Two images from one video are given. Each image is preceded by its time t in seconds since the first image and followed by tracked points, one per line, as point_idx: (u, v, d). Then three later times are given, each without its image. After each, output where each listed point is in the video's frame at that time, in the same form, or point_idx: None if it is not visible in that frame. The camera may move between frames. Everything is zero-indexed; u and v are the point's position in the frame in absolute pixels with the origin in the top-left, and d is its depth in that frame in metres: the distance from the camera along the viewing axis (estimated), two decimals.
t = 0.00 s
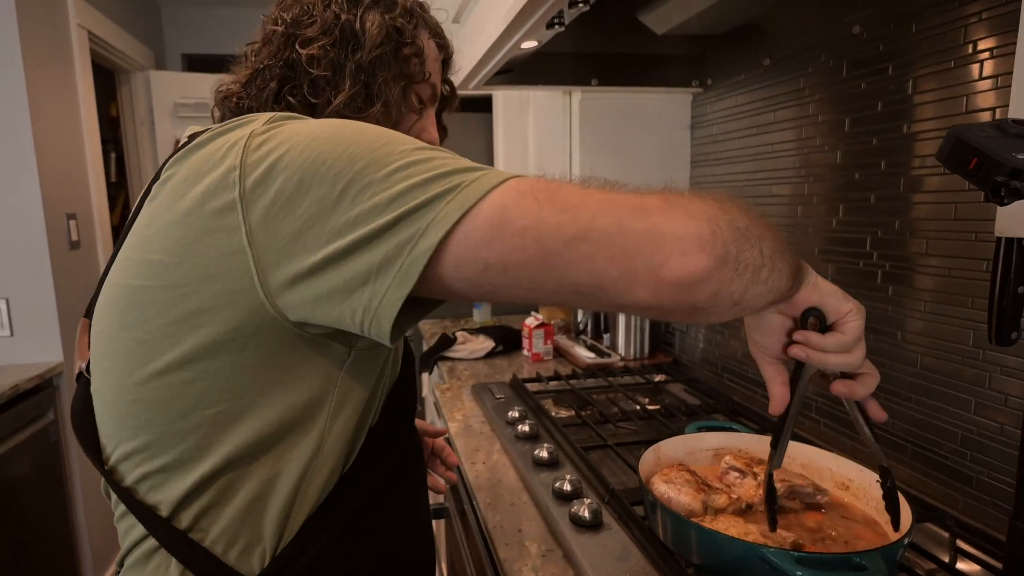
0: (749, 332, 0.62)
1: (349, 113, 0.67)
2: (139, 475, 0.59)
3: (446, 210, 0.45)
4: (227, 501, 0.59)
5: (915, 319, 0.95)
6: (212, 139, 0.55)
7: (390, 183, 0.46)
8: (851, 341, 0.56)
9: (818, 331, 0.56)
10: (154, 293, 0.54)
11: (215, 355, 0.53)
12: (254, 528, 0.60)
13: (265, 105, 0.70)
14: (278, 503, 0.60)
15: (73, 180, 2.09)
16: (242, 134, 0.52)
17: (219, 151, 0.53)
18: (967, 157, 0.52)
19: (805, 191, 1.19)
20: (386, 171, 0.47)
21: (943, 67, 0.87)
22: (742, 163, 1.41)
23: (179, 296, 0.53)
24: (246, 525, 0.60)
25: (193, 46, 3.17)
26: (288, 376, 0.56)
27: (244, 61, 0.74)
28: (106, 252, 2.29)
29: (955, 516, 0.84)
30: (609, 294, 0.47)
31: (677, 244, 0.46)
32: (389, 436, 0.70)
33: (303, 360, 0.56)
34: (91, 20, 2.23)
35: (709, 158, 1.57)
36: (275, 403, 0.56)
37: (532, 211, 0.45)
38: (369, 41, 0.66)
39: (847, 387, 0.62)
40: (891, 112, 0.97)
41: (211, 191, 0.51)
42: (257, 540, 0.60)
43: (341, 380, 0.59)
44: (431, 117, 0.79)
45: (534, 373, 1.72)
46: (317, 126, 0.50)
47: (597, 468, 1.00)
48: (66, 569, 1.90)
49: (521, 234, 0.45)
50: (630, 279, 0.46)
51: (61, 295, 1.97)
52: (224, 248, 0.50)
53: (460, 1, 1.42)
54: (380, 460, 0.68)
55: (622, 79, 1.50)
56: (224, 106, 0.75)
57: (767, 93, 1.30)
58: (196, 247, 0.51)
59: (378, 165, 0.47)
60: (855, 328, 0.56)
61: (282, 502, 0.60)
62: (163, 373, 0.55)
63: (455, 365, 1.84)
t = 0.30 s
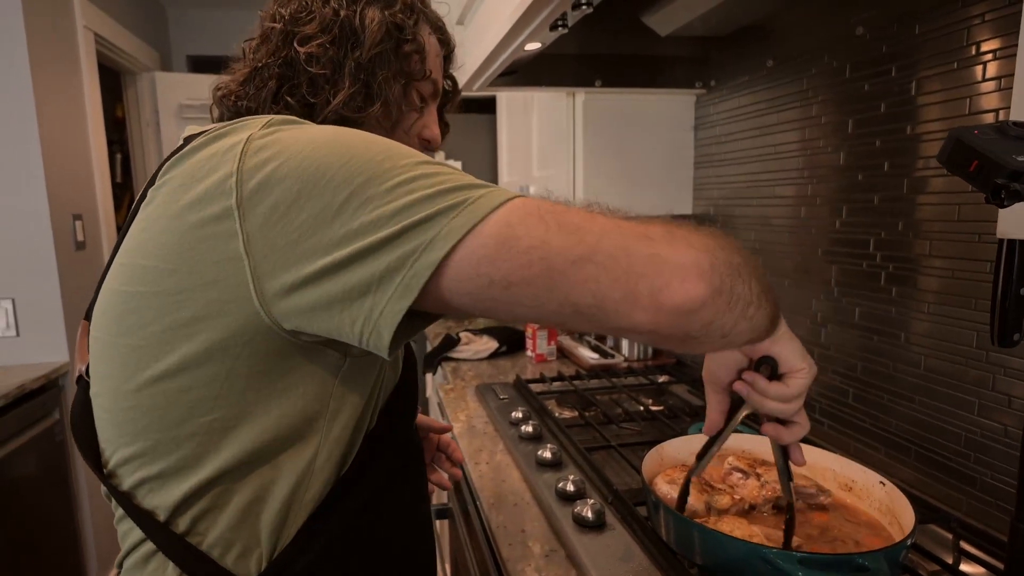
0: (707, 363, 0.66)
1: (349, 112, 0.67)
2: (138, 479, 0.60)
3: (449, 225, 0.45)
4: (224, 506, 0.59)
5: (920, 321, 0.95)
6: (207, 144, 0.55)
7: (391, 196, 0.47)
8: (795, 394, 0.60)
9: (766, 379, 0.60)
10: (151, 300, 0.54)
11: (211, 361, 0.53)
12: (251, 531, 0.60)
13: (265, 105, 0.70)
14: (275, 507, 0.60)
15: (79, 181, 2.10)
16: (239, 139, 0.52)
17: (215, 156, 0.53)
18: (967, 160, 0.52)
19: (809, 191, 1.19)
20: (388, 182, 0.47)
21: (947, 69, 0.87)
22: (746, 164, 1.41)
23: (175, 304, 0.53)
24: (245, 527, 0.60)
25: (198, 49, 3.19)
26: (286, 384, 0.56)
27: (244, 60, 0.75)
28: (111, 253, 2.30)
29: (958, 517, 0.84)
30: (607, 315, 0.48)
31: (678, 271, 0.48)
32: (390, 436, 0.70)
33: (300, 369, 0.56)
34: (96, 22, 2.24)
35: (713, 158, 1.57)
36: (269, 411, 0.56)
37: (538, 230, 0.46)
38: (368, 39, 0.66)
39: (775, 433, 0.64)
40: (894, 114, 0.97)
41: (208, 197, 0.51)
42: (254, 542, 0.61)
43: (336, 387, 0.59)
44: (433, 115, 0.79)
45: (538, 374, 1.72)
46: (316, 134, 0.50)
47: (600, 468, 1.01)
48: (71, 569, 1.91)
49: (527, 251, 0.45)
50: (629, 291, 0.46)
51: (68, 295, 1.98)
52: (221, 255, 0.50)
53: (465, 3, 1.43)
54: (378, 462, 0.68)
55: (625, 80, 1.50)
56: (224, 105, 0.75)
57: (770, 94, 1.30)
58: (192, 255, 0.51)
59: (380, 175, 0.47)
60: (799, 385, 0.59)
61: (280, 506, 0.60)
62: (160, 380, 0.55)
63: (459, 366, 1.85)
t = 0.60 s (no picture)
0: (735, 387, 0.66)
1: (354, 111, 0.68)
2: (146, 481, 0.60)
3: (469, 231, 0.46)
4: (233, 507, 0.59)
5: (924, 322, 0.95)
6: (217, 147, 0.55)
7: (411, 201, 0.47)
8: (828, 402, 0.59)
9: (799, 393, 0.59)
10: (161, 303, 0.54)
11: (223, 364, 0.54)
12: (259, 532, 0.61)
13: (270, 106, 0.70)
14: (284, 508, 0.60)
15: (84, 181, 2.10)
16: (251, 142, 0.52)
17: (227, 159, 0.53)
18: (973, 161, 0.53)
19: (813, 192, 1.19)
20: (406, 188, 0.48)
21: (952, 70, 0.87)
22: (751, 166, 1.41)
23: (185, 308, 0.53)
24: (254, 528, 0.60)
25: (202, 49, 3.20)
26: (298, 387, 0.56)
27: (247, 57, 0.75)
28: (116, 252, 2.30)
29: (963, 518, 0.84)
30: (626, 323, 0.48)
31: (696, 283, 0.49)
32: (397, 436, 0.71)
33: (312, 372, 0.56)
34: (101, 22, 2.25)
35: (717, 159, 1.58)
36: (279, 414, 0.57)
37: (561, 237, 0.47)
38: (374, 37, 0.66)
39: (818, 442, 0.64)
40: (899, 115, 0.97)
41: (221, 200, 0.51)
42: (263, 542, 0.61)
43: (344, 390, 0.60)
44: (438, 113, 0.80)
45: (541, 374, 1.72)
46: (330, 137, 0.51)
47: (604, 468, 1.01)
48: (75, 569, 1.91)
49: (551, 258, 0.46)
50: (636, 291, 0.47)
51: (72, 295, 1.98)
52: (235, 258, 0.50)
53: (469, 3, 1.43)
54: (384, 463, 0.69)
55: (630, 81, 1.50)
56: (228, 104, 0.75)
57: (774, 95, 1.30)
58: (203, 259, 0.52)
59: (398, 181, 0.48)
60: (831, 392, 0.59)
61: (289, 507, 0.61)
62: (169, 383, 0.56)
63: (462, 366, 1.85)
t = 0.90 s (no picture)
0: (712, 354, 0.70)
1: (366, 108, 0.69)
2: (157, 481, 0.61)
3: (474, 230, 0.47)
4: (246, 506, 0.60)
5: (928, 322, 0.95)
6: (223, 146, 0.55)
7: (416, 201, 0.48)
8: (802, 376, 0.65)
9: (778, 365, 0.64)
10: (170, 304, 0.55)
11: (234, 365, 0.54)
12: (273, 529, 0.62)
13: (280, 103, 0.70)
14: (297, 507, 0.61)
15: (89, 180, 2.11)
16: (257, 141, 0.53)
17: (233, 159, 0.53)
18: (975, 161, 0.53)
19: (817, 193, 1.20)
20: (410, 186, 0.48)
21: (955, 72, 0.88)
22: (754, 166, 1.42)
23: (194, 310, 0.54)
24: (267, 525, 0.61)
25: (206, 49, 3.21)
26: (307, 386, 0.57)
27: (254, 51, 0.74)
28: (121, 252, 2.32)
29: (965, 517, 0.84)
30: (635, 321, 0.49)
31: (709, 276, 0.50)
32: (406, 434, 0.71)
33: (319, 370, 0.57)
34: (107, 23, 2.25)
35: (721, 159, 1.58)
36: (289, 413, 0.57)
37: (567, 233, 0.47)
38: (386, 34, 0.67)
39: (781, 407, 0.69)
40: (903, 116, 0.97)
41: (227, 200, 0.51)
42: (277, 540, 0.62)
43: (351, 388, 0.60)
44: (444, 111, 0.81)
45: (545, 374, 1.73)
46: (335, 135, 0.51)
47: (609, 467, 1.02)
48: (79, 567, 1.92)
49: (556, 255, 0.47)
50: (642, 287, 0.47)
51: (77, 294, 1.99)
52: (241, 258, 0.51)
53: (474, 4, 1.44)
54: (395, 461, 0.69)
55: (634, 82, 1.51)
56: (238, 99, 0.75)
57: (778, 96, 1.31)
58: (210, 260, 0.52)
59: (402, 179, 0.48)
60: (805, 367, 0.65)
61: (300, 505, 0.61)
62: (178, 384, 0.56)
63: (465, 366, 1.86)
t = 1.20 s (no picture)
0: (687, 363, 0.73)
1: (376, 110, 0.69)
2: (166, 482, 0.62)
3: (513, 241, 0.49)
4: (254, 508, 0.61)
5: (928, 322, 0.95)
6: (235, 151, 0.56)
7: (452, 212, 0.50)
8: (770, 381, 0.69)
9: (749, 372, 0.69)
10: (181, 308, 0.56)
11: (247, 368, 0.55)
12: (278, 532, 0.62)
13: (288, 105, 0.71)
14: (304, 510, 0.61)
15: (92, 180, 2.12)
16: (272, 146, 0.53)
17: (249, 164, 0.54)
18: (973, 163, 0.54)
19: (818, 194, 1.20)
20: (444, 197, 0.50)
21: (955, 74, 0.88)
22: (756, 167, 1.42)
23: (204, 313, 0.55)
24: (273, 528, 0.61)
25: (210, 49, 3.22)
26: (321, 389, 0.58)
27: (259, 53, 0.75)
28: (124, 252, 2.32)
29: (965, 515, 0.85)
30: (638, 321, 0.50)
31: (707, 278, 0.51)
32: (411, 434, 0.72)
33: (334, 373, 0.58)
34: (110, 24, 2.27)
35: (723, 160, 1.59)
36: (303, 416, 0.58)
37: (597, 248, 0.50)
38: (394, 35, 0.67)
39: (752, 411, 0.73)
40: (903, 118, 0.98)
41: (245, 205, 0.52)
42: (284, 542, 0.62)
43: (365, 391, 0.61)
44: (450, 112, 0.82)
45: (548, 373, 1.73)
46: (358, 142, 0.52)
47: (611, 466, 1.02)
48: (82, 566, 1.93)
49: (593, 270, 0.50)
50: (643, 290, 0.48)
51: (80, 294, 2.00)
52: (262, 263, 0.51)
53: (477, 6, 1.44)
54: (400, 462, 0.70)
55: (636, 83, 1.51)
56: (241, 99, 0.74)
57: (779, 97, 1.31)
58: (225, 265, 0.53)
59: (433, 189, 0.50)
60: (772, 371, 0.69)
61: (309, 507, 0.62)
62: (190, 387, 0.57)
63: (468, 365, 1.86)
